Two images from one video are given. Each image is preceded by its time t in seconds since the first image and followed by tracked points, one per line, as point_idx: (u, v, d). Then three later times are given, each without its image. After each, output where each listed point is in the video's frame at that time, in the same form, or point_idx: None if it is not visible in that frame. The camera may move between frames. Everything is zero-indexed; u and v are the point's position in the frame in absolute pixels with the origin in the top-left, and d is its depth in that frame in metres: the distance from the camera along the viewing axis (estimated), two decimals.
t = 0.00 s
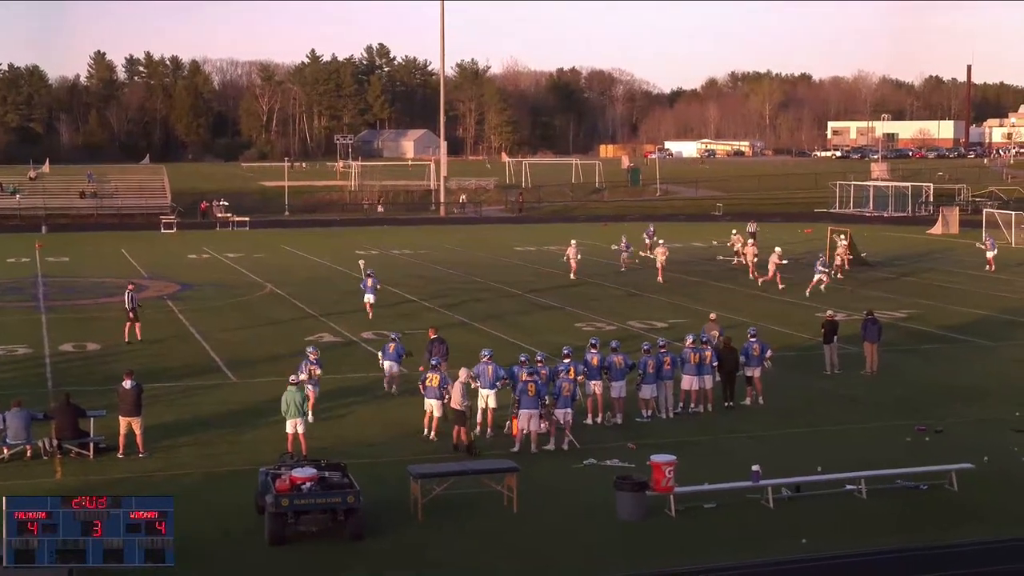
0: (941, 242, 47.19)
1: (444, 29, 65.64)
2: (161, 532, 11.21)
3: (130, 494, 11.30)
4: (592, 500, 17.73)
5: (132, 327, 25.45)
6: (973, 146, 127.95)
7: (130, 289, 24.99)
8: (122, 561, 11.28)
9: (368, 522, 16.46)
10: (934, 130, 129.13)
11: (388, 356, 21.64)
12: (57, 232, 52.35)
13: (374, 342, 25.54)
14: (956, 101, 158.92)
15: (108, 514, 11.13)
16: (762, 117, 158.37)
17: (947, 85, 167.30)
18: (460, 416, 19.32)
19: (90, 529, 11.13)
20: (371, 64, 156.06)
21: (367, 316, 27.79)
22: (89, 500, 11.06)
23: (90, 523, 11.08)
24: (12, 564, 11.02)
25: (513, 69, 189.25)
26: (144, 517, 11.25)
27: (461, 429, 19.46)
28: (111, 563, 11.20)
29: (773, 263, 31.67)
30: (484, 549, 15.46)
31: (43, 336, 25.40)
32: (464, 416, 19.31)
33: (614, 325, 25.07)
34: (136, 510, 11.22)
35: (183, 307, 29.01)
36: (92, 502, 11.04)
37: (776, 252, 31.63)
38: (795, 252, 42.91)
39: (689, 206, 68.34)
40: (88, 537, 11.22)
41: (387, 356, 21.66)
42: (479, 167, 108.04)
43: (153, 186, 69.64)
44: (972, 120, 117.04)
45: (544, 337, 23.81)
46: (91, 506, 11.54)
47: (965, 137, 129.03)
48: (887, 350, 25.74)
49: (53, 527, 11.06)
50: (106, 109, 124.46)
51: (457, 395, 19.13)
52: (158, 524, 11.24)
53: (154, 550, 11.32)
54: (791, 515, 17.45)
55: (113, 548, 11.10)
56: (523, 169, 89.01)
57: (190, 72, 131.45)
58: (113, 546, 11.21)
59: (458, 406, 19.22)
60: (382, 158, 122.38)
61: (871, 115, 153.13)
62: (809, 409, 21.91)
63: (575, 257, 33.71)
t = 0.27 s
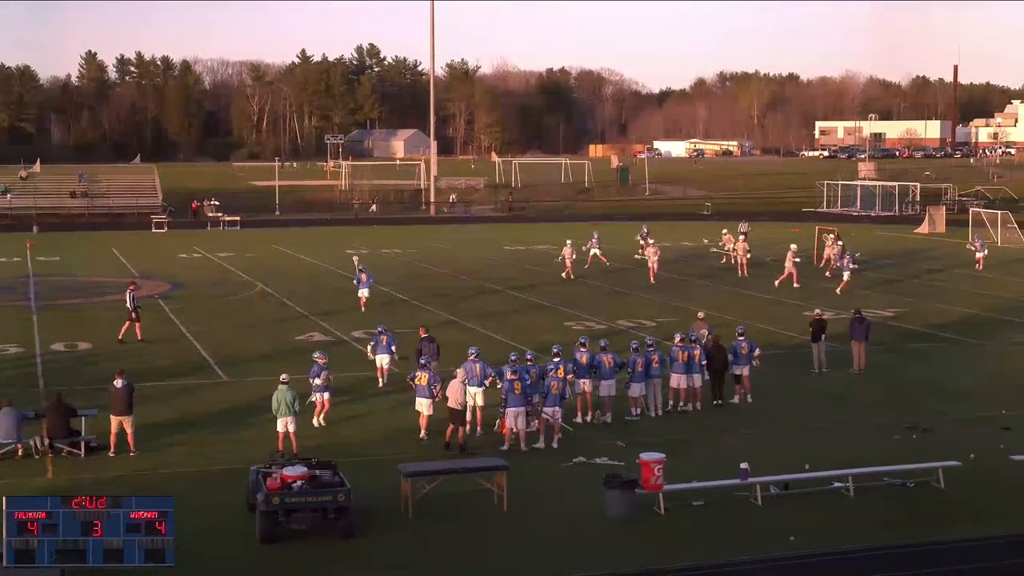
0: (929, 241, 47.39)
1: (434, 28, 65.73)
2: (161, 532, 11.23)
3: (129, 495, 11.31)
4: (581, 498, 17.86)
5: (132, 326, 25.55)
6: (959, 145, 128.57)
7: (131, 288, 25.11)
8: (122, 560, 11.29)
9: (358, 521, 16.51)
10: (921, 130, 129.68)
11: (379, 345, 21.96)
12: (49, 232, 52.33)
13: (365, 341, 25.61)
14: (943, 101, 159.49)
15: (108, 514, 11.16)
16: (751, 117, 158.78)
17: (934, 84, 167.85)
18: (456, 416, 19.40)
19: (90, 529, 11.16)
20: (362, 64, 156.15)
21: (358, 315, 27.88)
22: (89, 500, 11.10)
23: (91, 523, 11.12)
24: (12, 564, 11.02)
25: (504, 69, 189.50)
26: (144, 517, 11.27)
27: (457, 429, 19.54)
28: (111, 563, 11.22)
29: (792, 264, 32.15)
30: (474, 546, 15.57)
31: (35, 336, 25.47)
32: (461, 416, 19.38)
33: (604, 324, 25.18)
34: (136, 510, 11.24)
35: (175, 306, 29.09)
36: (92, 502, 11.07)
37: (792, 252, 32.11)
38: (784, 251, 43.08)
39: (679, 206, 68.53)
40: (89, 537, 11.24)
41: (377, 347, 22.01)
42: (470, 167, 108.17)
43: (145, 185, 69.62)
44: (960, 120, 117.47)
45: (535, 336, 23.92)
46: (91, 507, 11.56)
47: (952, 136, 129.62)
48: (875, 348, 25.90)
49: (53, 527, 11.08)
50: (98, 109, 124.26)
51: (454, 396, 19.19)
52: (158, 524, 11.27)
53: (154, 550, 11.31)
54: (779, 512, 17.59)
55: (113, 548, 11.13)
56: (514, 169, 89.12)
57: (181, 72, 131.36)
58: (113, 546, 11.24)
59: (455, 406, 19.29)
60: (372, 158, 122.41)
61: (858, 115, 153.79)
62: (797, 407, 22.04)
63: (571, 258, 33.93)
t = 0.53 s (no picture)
0: (908, 241, 47.69)
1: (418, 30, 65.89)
2: (161, 532, 11.25)
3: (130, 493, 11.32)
4: (563, 497, 17.97)
5: (124, 326, 25.68)
6: (938, 147, 129.38)
7: (124, 288, 25.25)
8: (122, 561, 11.33)
9: (343, 521, 16.58)
10: (901, 131, 130.55)
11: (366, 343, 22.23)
12: (32, 232, 52.22)
13: (350, 341, 25.69)
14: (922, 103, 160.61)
15: (108, 514, 11.18)
16: (733, 118, 159.50)
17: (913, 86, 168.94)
18: (442, 417, 19.51)
19: (90, 528, 11.19)
20: (346, 65, 156.23)
21: (342, 315, 27.96)
22: (89, 500, 11.12)
23: (91, 524, 11.15)
24: (12, 565, 11.05)
25: (487, 70, 189.87)
26: (144, 517, 11.29)
27: (442, 430, 19.65)
28: (111, 563, 11.26)
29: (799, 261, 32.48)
30: (458, 546, 15.68)
31: (19, 336, 25.47)
32: (447, 417, 19.47)
33: (586, 324, 25.32)
34: (137, 509, 11.26)
35: (160, 307, 29.14)
36: (92, 502, 11.09)
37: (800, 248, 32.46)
38: (765, 251, 43.31)
39: (661, 206, 68.80)
40: (88, 537, 11.26)
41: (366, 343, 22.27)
42: (453, 168, 108.33)
43: (129, 186, 69.51)
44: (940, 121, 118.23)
45: (518, 336, 24.02)
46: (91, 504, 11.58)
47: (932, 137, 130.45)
48: (856, 348, 26.07)
49: (53, 527, 11.11)
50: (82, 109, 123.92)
51: (442, 397, 19.30)
52: (158, 524, 11.29)
53: (155, 550, 11.36)
54: (761, 511, 17.71)
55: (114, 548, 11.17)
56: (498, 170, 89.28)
57: (165, 73, 131.15)
58: (113, 546, 11.28)
59: (441, 407, 19.41)
60: (356, 158, 122.57)
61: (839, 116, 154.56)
62: (779, 406, 22.18)
63: (560, 258, 34.10)
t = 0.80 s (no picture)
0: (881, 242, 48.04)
1: (395, 34, 66.06)
2: (161, 532, 11.54)
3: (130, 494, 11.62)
4: (541, 498, 18.08)
5: (109, 329, 25.72)
6: (912, 149, 130.36)
7: (109, 291, 25.32)
8: (122, 560, 11.68)
9: (321, 522, 16.67)
10: (875, 134, 131.62)
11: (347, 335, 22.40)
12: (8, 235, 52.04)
13: (329, 343, 25.76)
14: (896, 107, 162.04)
15: (108, 514, 11.49)
16: (708, 121, 160.32)
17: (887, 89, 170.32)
18: (421, 419, 19.64)
19: (90, 528, 11.50)
20: (324, 68, 156.31)
21: (320, 318, 28.00)
22: (88, 500, 11.41)
23: (91, 524, 11.45)
24: (12, 563, 11.39)
25: (465, 73, 190.27)
26: (144, 517, 11.58)
27: (422, 432, 19.74)
28: (112, 563, 11.61)
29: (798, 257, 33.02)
30: (437, 546, 15.76)
31: None
32: (427, 420, 19.59)
33: (563, 325, 25.46)
34: (137, 510, 11.56)
35: (139, 309, 29.14)
36: (92, 502, 11.38)
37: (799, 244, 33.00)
38: (740, 253, 43.53)
39: (638, 208, 69.10)
40: (88, 536, 11.58)
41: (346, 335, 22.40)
42: (432, 170, 108.40)
43: (106, 188, 69.32)
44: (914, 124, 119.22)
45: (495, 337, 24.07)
46: (90, 505, 11.88)
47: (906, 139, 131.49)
48: (831, 348, 26.25)
49: (53, 527, 11.40)
50: (59, 112, 123.34)
51: (422, 398, 19.39)
52: (157, 524, 11.58)
53: (154, 550, 11.67)
54: (737, 510, 17.87)
55: (113, 547, 11.49)
56: (476, 173, 89.43)
57: (143, 76, 130.81)
58: (113, 546, 11.60)
59: (420, 409, 19.57)
60: (334, 161, 122.60)
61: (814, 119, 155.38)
62: (755, 407, 22.36)
63: (541, 259, 34.24)
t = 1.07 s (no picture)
0: (860, 244, 48.36)
1: (377, 36, 66.08)
2: (161, 532, 11.91)
3: (130, 495, 11.98)
4: (523, 499, 18.16)
5: (99, 331, 25.77)
6: (892, 151, 131.12)
7: (100, 293, 25.40)
8: (122, 560, 12.06)
9: (305, 524, 16.72)
10: (855, 136, 132.50)
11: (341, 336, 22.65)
12: None
13: (312, 345, 25.80)
14: (876, 109, 163.20)
15: (108, 514, 11.83)
16: (689, 123, 160.89)
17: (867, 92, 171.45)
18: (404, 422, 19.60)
19: (90, 529, 11.85)
20: (306, 71, 156.12)
21: (303, 320, 28.06)
22: (88, 500, 11.71)
23: (91, 523, 11.80)
24: (12, 563, 11.72)
25: (447, 76, 190.47)
26: (144, 517, 11.96)
27: (406, 435, 19.75)
28: (111, 563, 11.98)
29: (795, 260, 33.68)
30: (419, 547, 15.83)
31: None
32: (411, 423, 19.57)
33: (545, 327, 25.56)
34: (137, 510, 11.92)
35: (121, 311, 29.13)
36: (91, 502, 11.69)
37: (796, 249, 33.75)
38: (721, 255, 43.71)
39: (620, 210, 69.30)
40: (88, 537, 11.93)
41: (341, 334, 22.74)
42: (414, 173, 108.41)
43: (87, 191, 69.04)
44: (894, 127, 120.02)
45: (478, 339, 24.14)
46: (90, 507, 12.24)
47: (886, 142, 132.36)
48: (812, 349, 26.43)
49: (53, 527, 11.72)
50: (41, 114, 122.71)
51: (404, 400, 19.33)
52: (158, 525, 11.96)
53: (154, 550, 12.05)
54: (718, 511, 17.97)
55: (114, 548, 11.85)
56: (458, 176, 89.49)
57: (126, 78, 130.24)
58: (113, 546, 11.97)
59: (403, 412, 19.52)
60: (317, 163, 122.54)
61: (794, 121, 156.03)
62: (736, 408, 22.47)
63: (525, 260, 34.31)
